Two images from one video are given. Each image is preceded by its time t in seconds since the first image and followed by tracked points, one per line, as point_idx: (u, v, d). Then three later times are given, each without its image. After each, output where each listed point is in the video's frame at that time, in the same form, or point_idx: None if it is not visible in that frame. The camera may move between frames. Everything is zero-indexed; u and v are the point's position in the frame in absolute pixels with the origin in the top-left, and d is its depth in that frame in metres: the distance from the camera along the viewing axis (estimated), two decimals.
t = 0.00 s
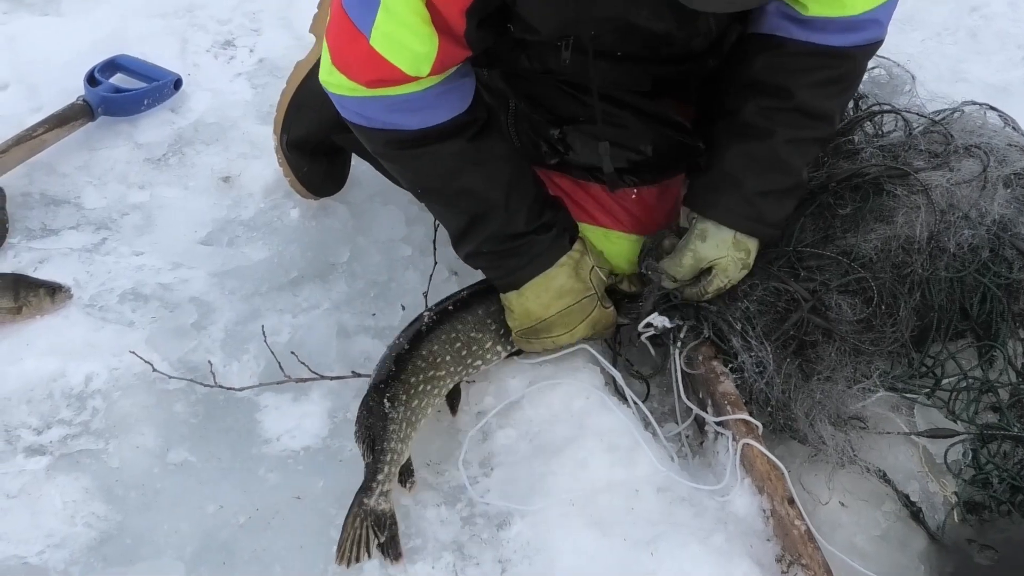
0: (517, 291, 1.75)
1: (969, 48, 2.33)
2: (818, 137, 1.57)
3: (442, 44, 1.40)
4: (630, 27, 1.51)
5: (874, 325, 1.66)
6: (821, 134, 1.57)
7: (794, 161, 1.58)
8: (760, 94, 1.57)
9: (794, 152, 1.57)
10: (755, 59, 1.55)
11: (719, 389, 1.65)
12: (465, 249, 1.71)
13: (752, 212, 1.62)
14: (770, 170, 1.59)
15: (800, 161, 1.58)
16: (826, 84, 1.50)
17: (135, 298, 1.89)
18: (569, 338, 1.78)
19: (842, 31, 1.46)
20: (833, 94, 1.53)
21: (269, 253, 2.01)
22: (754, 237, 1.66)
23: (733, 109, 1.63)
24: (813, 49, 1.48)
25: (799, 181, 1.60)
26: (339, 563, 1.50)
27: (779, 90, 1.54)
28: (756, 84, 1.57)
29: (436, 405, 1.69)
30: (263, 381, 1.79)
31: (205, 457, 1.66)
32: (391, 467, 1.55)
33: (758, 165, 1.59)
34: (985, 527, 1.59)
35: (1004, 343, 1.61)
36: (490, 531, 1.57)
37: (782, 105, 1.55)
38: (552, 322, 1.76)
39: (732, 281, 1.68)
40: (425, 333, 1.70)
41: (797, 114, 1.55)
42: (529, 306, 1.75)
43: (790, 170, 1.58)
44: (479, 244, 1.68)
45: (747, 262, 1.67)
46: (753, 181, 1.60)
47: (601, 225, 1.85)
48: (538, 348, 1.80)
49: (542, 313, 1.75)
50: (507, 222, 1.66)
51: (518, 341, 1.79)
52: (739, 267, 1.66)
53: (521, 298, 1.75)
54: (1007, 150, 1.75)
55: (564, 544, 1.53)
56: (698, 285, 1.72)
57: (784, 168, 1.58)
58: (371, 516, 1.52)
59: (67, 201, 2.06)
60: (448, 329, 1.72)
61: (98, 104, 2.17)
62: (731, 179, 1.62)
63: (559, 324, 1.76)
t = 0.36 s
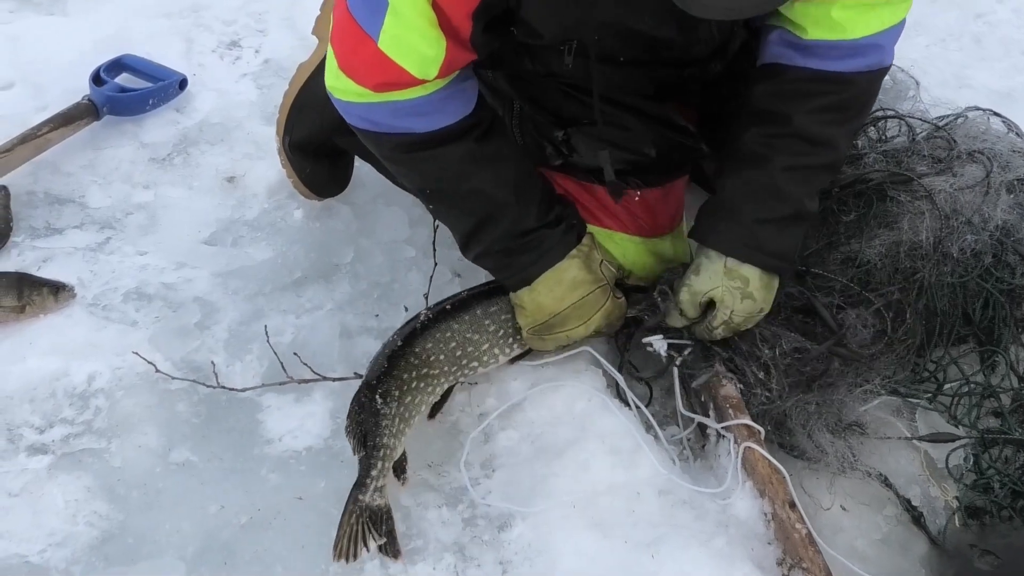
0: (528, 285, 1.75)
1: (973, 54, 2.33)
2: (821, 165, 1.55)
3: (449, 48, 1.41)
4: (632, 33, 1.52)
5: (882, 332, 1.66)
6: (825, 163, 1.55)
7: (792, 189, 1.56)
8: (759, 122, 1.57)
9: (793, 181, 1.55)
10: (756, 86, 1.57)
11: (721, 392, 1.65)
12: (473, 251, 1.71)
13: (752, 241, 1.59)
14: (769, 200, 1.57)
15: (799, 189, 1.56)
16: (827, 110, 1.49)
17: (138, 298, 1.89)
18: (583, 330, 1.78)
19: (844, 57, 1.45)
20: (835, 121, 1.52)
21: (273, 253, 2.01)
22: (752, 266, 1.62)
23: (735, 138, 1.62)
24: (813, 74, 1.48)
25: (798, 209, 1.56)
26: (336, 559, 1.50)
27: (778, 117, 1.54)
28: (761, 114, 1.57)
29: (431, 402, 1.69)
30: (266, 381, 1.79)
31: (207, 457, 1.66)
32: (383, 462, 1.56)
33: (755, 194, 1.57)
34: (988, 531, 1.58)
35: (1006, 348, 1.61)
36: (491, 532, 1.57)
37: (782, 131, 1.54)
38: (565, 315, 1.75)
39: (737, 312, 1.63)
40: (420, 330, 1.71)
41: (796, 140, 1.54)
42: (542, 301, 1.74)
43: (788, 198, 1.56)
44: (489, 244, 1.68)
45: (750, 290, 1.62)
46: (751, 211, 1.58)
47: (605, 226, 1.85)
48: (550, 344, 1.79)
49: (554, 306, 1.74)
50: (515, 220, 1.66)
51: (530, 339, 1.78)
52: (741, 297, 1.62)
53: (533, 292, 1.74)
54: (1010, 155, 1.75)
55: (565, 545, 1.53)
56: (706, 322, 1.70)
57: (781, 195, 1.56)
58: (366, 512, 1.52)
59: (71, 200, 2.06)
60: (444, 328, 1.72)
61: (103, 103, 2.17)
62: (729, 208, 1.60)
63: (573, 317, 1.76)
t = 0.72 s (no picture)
0: (520, 287, 1.76)
1: (974, 54, 2.33)
2: (820, 131, 1.55)
3: (440, 48, 1.44)
4: (636, 39, 1.53)
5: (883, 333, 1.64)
6: (823, 129, 1.55)
7: (786, 148, 1.55)
8: (758, 82, 1.58)
9: (788, 141, 1.55)
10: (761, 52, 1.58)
11: (722, 392, 1.66)
12: (463, 247, 1.72)
13: (737, 194, 1.57)
14: (777, 184, 1.58)
15: (791, 151, 1.56)
16: (828, 77, 1.49)
17: (140, 299, 1.89)
18: (576, 328, 1.78)
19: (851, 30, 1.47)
20: (837, 92, 1.52)
21: (275, 255, 2.02)
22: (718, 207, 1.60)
23: (737, 95, 1.63)
24: (817, 45, 1.49)
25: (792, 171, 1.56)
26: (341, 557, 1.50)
27: (779, 78, 1.54)
28: (761, 75, 1.57)
29: (430, 401, 1.70)
30: (268, 382, 1.79)
31: (209, 457, 1.67)
32: (374, 458, 1.56)
33: (747, 147, 1.57)
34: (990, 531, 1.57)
35: (1007, 348, 1.62)
36: (492, 533, 1.58)
37: (781, 92, 1.54)
38: (558, 314, 1.76)
39: (687, 250, 1.63)
40: (415, 333, 1.71)
41: (795, 104, 1.54)
42: (534, 300, 1.76)
43: (781, 156, 1.55)
44: (478, 242, 1.70)
45: (707, 232, 1.61)
46: (741, 162, 1.57)
47: (600, 224, 1.87)
48: (546, 343, 1.80)
49: (546, 306, 1.75)
50: (505, 219, 1.68)
51: (527, 339, 1.79)
52: (696, 236, 1.62)
53: (525, 292, 1.76)
54: (1012, 156, 1.75)
55: (566, 545, 1.53)
56: (654, 257, 1.69)
57: (774, 152, 1.55)
58: (361, 509, 1.52)
59: (73, 201, 2.07)
60: (439, 329, 1.73)
61: (105, 104, 2.18)
62: (718, 154, 1.59)
63: (565, 316, 1.77)
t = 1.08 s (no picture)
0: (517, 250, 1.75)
1: (965, 55, 2.35)
2: (828, 156, 1.59)
3: (417, 41, 1.48)
4: (630, 43, 1.55)
5: (874, 332, 1.66)
6: (832, 153, 1.59)
7: (796, 179, 1.60)
8: (760, 115, 1.63)
9: (796, 171, 1.60)
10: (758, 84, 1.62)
11: (715, 391, 1.67)
12: (456, 222, 1.73)
13: (758, 231, 1.63)
14: (772, 190, 1.62)
15: (803, 181, 1.60)
16: (828, 104, 1.53)
17: (138, 301, 1.91)
18: (577, 282, 1.77)
19: (843, 52, 1.49)
20: (838, 114, 1.55)
21: (273, 257, 2.03)
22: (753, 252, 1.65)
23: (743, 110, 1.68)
24: (813, 70, 1.52)
25: (803, 200, 1.61)
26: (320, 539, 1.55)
27: (781, 110, 1.59)
28: (762, 106, 1.62)
29: (426, 398, 1.73)
30: (266, 383, 1.81)
31: (207, 458, 1.68)
32: (353, 452, 1.61)
33: (761, 184, 1.62)
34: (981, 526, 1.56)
35: (997, 345, 1.62)
36: (489, 531, 1.59)
37: (785, 124, 1.59)
38: (556, 269, 1.75)
39: (735, 295, 1.65)
40: (416, 330, 1.75)
41: (801, 133, 1.58)
42: (531, 260, 1.75)
43: (792, 188, 1.60)
44: (468, 213, 1.70)
45: (749, 273, 1.65)
46: (754, 200, 1.63)
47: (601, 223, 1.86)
48: (550, 305, 1.79)
49: (544, 263, 1.75)
50: (493, 182, 1.68)
51: (529, 304, 1.79)
52: (740, 280, 1.65)
53: (523, 253, 1.75)
54: (1002, 155, 1.76)
55: (561, 543, 1.54)
56: (704, 305, 1.72)
57: (783, 183, 1.61)
58: (337, 498, 1.57)
59: (72, 205, 2.08)
60: (440, 324, 1.78)
61: (103, 109, 2.19)
62: (733, 198, 1.65)
63: (564, 270, 1.75)
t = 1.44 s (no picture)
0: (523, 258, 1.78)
1: (950, 60, 2.40)
2: (826, 128, 1.64)
3: (417, 55, 1.50)
4: (625, 50, 1.58)
5: (863, 330, 1.71)
6: (830, 126, 1.64)
7: (799, 146, 1.64)
8: (763, 87, 1.66)
9: (802, 140, 1.64)
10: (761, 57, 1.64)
11: (709, 387, 1.73)
12: (458, 230, 1.76)
13: (765, 196, 1.66)
14: (778, 156, 1.64)
15: (806, 150, 1.64)
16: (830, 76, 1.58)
17: (147, 305, 1.96)
18: (583, 286, 1.81)
19: (847, 28, 1.53)
20: (838, 86, 1.60)
21: (277, 261, 2.08)
22: (750, 215, 1.71)
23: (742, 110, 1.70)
24: (817, 44, 1.56)
25: (806, 168, 1.65)
26: (320, 538, 1.61)
27: (785, 82, 1.62)
28: (764, 80, 1.65)
29: (431, 396, 1.76)
30: (271, 383, 1.86)
31: (215, 456, 1.73)
32: (344, 447, 1.67)
33: (767, 152, 1.65)
34: (967, 518, 1.62)
35: (982, 341, 1.68)
36: (489, 526, 1.64)
37: (789, 95, 1.62)
38: (563, 276, 1.78)
39: (728, 257, 1.73)
40: (426, 331, 1.79)
41: (803, 104, 1.62)
42: (537, 267, 1.78)
43: (796, 155, 1.64)
44: (471, 220, 1.71)
45: (744, 238, 1.72)
46: (764, 169, 1.66)
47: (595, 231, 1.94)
48: (560, 308, 1.83)
49: (551, 272, 1.78)
50: (494, 191, 1.69)
51: (541, 307, 1.83)
52: (734, 244, 1.72)
53: (529, 262, 1.78)
54: (985, 156, 1.81)
55: (559, 537, 1.59)
56: (698, 270, 1.79)
57: (790, 152, 1.64)
58: (315, 490, 1.63)
59: (81, 211, 2.13)
60: (448, 325, 1.81)
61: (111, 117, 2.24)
62: (741, 167, 1.68)
63: (571, 276, 1.79)
